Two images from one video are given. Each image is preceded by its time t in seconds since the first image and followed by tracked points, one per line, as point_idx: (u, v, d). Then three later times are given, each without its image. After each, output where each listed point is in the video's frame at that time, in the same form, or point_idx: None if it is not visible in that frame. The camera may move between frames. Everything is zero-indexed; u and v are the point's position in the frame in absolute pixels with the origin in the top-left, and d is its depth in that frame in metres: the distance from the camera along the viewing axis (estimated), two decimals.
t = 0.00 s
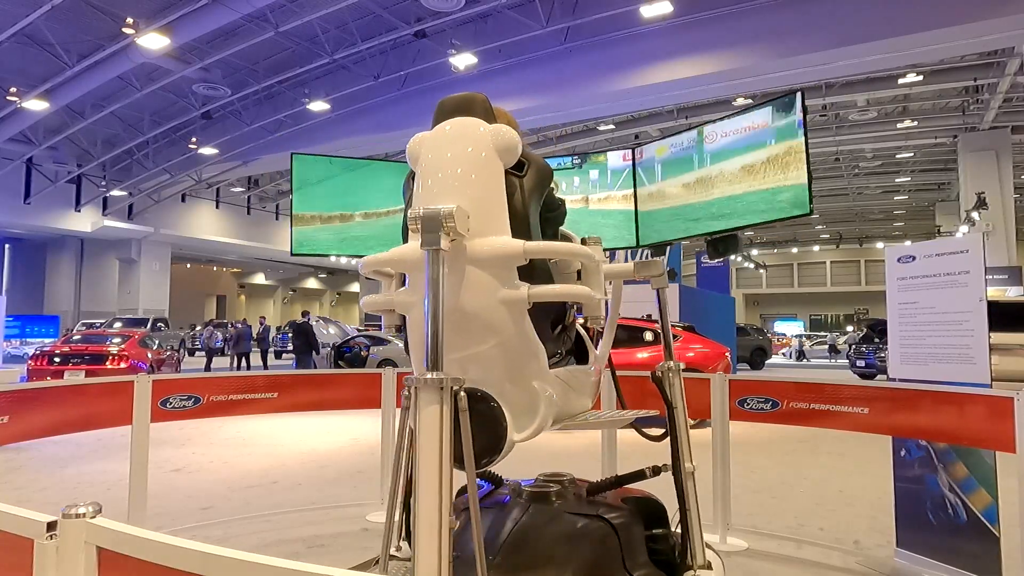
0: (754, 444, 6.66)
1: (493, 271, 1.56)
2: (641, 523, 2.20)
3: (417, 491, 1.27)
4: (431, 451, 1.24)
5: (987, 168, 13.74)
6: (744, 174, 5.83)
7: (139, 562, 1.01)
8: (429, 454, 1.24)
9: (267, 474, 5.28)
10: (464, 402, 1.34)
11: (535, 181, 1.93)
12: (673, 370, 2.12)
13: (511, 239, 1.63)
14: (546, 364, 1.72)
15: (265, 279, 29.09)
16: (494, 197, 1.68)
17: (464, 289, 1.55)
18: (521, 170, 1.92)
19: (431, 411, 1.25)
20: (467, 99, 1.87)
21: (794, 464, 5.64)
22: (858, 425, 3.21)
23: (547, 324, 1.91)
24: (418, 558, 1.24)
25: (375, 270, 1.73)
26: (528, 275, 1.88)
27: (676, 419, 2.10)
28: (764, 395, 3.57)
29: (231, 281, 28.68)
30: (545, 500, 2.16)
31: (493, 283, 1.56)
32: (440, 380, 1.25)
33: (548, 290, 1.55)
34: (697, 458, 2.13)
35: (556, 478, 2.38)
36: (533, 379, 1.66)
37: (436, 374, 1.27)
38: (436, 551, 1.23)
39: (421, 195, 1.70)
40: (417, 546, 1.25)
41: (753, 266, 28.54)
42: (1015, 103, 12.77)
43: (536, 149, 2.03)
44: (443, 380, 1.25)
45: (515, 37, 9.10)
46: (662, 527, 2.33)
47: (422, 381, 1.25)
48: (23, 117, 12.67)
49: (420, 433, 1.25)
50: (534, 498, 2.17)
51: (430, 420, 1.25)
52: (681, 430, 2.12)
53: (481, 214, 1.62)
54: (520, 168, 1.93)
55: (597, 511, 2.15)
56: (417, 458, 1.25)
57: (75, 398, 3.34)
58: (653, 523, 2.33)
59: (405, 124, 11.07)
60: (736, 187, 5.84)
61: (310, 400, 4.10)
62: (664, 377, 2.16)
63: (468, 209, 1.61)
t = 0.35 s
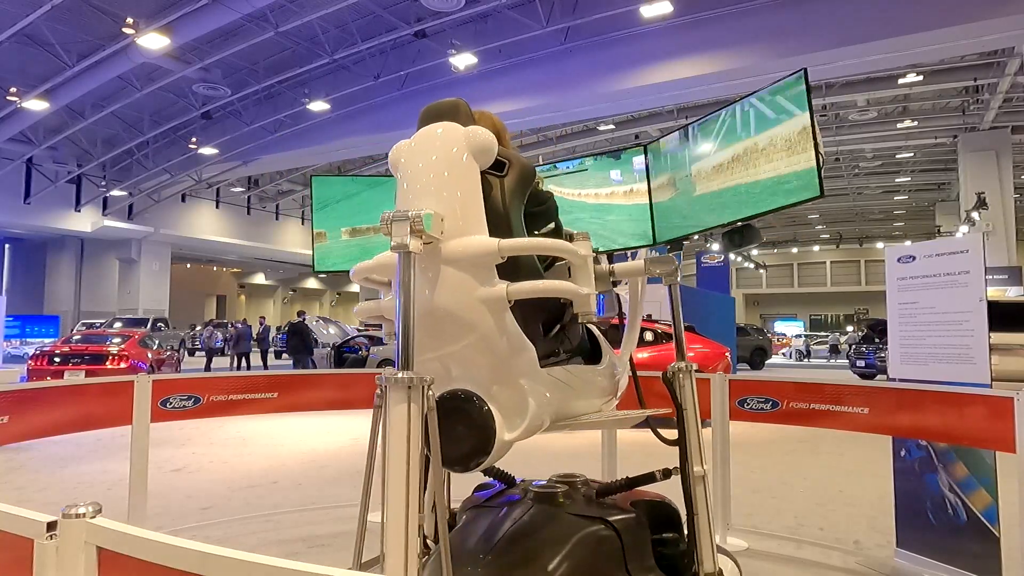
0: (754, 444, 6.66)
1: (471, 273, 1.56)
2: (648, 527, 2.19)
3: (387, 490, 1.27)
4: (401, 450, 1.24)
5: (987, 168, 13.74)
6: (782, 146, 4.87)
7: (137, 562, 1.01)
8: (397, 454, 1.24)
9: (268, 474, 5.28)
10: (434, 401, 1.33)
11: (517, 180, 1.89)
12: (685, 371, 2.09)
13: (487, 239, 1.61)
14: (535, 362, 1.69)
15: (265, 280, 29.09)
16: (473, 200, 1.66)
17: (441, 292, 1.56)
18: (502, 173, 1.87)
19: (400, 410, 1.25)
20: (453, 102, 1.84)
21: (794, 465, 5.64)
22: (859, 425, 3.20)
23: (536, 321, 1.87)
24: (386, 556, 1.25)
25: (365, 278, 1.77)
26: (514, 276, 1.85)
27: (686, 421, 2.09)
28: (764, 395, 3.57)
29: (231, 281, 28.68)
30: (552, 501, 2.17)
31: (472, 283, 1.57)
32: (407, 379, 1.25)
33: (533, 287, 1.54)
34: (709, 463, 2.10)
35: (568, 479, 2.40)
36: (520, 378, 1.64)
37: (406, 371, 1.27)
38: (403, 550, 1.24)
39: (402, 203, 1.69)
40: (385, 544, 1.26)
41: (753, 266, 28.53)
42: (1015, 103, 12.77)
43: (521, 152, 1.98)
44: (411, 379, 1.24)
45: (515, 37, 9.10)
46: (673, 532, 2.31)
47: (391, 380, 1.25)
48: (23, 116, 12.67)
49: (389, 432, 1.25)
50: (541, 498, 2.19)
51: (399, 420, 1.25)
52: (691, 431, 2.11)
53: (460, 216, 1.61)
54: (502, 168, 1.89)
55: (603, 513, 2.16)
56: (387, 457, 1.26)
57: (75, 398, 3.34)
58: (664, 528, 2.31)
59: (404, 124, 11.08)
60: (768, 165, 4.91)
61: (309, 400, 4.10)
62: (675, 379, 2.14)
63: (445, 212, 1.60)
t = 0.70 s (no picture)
0: (754, 443, 6.66)
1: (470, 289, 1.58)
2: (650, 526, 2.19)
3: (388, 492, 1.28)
4: (401, 452, 1.25)
5: (987, 167, 13.74)
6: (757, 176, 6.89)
7: (137, 561, 1.01)
8: (399, 456, 1.25)
9: (268, 474, 5.28)
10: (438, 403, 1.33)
11: (519, 193, 1.89)
12: (686, 372, 2.08)
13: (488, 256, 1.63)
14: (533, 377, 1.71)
15: (265, 279, 29.11)
16: (473, 214, 1.67)
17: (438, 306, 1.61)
18: (498, 187, 1.85)
19: (400, 410, 1.25)
20: (456, 110, 1.87)
21: (794, 464, 5.64)
22: (858, 425, 3.20)
23: (538, 336, 1.89)
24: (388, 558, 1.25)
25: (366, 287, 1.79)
26: (515, 290, 1.84)
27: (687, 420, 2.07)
28: (764, 395, 3.57)
29: (231, 281, 28.67)
30: (552, 502, 2.17)
31: (469, 301, 1.59)
32: (410, 381, 1.24)
33: (529, 307, 1.58)
34: (710, 462, 2.10)
35: (568, 479, 2.40)
36: (518, 394, 1.66)
37: (408, 373, 1.27)
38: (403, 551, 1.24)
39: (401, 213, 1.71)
40: (386, 546, 1.27)
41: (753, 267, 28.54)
42: (1015, 103, 12.77)
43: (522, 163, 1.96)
44: (412, 380, 1.24)
45: (515, 37, 9.09)
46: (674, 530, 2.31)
47: (391, 381, 1.24)
48: (23, 116, 12.66)
49: (390, 433, 1.25)
50: (542, 499, 2.19)
51: (400, 420, 1.25)
52: (693, 432, 2.10)
53: (461, 231, 1.63)
54: (505, 179, 1.89)
55: (604, 514, 2.15)
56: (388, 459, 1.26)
57: (75, 398, 3.34)
58: (666, 527, 2.30)
59: (404, 124, 11.08)
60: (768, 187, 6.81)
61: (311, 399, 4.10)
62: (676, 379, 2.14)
63: (446, 227, 1.62)
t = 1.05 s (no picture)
0: (754, 444, 6.66)
1: (492, 306, 1.63)
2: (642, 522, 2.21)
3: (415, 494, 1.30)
4: (431, 455, 1.26)
5: (987, 167, 13.74)
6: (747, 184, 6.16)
7: (138, 561, 1.01)
8: (429, 459, 1.26)
9: (268, 474, 5.28)
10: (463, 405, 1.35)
11: (538, 208, 2.01)
12: (677, 371, 2.11)
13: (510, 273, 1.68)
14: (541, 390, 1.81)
15: (265, 279, 29.11)
16: (492, 226, 1.73)
17: (460, 323, 1.64)
18: (521, 204, 1.98)
19: (429, 411, 1.26)
20: (472, 118, 1.94)
21: (794, 465, 5.64)
22: (859, 425, 3.20)
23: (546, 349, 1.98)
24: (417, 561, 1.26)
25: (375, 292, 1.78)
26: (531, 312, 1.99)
27: (680, 419, 2.09)
28: (765, 395, 3.56)
29: (231, 281, 28.66)
30: (546, 501, 2.17)
31: (490, 315, 1.64)
32: (439, 382, 1.26)
33: (547, 325, 1.62)
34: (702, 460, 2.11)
35: (558, 478, 2.40)
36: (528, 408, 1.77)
37: (435, 374, 1.28)
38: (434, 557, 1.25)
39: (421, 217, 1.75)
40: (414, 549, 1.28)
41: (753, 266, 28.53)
42: (1015, 103, 12.76)
43: (539, 175, 2.10)
44: (443, 381, 1.26)
45: (515, 37, 9.09)
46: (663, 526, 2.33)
47: (420, 382, 1.26)
48: (23, 117, 12.66)
49: (420, 433, 1.27)
50: (535, 498, 2.19)
51: (429, 419, 1.27)
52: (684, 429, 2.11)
53: (483, 245, 1.69)
54: (525, 196, 2.01)
55: (598, 511, 2.16)
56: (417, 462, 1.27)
57: (74, 398, 3.34)
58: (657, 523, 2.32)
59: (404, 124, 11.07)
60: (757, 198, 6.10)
61: (311, 399, 4.10)
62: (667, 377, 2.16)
63: (468, 242, 1.66)
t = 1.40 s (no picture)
0: (754, 444, 6.65)
1: (513, 311, 1.65)
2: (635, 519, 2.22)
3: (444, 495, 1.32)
4: (463, 456, 1.30)
5: (987, 167, 13.73)
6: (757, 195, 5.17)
7: (138, 562, 1.01)
8: (460, 460, 1.30)
9: (268, 474, 5.28)
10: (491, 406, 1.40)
11: (556, 212, 2.03)
12: (667, 370, 2.16)
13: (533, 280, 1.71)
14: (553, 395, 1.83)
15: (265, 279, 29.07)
16: (513, 232, 1.76)
17: (482, 327, 1.64)
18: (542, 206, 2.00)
19: (461, 411, 1.31)
20: (487, 119, 2.01)
21: (794, 465, 5.63)
22: (858, 425, 3.21)
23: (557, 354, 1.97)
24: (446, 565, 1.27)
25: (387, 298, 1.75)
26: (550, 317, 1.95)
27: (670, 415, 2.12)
28: (764, 395, 3.56)
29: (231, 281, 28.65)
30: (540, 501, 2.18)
31: (515, 321, 1.66)
32: (469, 381, 1.32)
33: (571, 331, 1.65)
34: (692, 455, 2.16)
35: (546, 478, 2.40)
36: (543, 413, 1.77)
37: (465, 374, 1.33)
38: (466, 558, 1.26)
39: (442, 221, 1.76)
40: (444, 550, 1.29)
41: (754, 267, 28.52)
42: (1015, 103, 12.75)
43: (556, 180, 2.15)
44: (473, 381, 1.31)
45: (516, 37, 9.10)
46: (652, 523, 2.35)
47: (452, 381, 1.31)
48: (23, 117, 12.67)
49: (452, 433, 1.31)
50: (529, 497, 2.19)
51: (461, 419, 1.31)
52: (674, 426, 2.15)
53: (503, 249, 1.71)
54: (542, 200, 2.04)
55: (592, 509, 2.16)
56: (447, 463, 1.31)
57: (75, 398, 3.34)
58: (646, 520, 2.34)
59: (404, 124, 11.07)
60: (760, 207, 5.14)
61: (312, 399, 4.11)
62: (656, 376, 2.20)
63: (489, 246, 1.69)
